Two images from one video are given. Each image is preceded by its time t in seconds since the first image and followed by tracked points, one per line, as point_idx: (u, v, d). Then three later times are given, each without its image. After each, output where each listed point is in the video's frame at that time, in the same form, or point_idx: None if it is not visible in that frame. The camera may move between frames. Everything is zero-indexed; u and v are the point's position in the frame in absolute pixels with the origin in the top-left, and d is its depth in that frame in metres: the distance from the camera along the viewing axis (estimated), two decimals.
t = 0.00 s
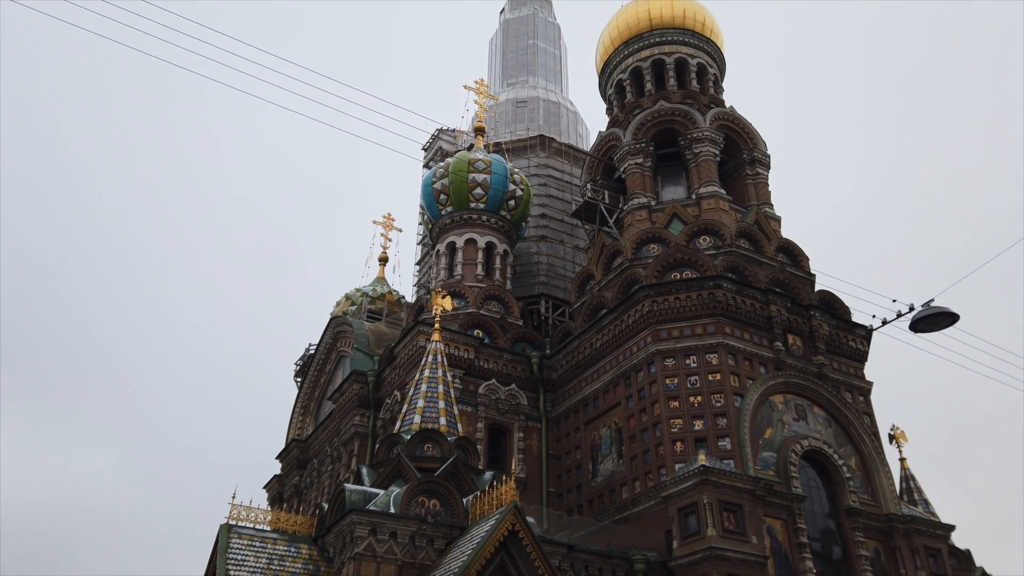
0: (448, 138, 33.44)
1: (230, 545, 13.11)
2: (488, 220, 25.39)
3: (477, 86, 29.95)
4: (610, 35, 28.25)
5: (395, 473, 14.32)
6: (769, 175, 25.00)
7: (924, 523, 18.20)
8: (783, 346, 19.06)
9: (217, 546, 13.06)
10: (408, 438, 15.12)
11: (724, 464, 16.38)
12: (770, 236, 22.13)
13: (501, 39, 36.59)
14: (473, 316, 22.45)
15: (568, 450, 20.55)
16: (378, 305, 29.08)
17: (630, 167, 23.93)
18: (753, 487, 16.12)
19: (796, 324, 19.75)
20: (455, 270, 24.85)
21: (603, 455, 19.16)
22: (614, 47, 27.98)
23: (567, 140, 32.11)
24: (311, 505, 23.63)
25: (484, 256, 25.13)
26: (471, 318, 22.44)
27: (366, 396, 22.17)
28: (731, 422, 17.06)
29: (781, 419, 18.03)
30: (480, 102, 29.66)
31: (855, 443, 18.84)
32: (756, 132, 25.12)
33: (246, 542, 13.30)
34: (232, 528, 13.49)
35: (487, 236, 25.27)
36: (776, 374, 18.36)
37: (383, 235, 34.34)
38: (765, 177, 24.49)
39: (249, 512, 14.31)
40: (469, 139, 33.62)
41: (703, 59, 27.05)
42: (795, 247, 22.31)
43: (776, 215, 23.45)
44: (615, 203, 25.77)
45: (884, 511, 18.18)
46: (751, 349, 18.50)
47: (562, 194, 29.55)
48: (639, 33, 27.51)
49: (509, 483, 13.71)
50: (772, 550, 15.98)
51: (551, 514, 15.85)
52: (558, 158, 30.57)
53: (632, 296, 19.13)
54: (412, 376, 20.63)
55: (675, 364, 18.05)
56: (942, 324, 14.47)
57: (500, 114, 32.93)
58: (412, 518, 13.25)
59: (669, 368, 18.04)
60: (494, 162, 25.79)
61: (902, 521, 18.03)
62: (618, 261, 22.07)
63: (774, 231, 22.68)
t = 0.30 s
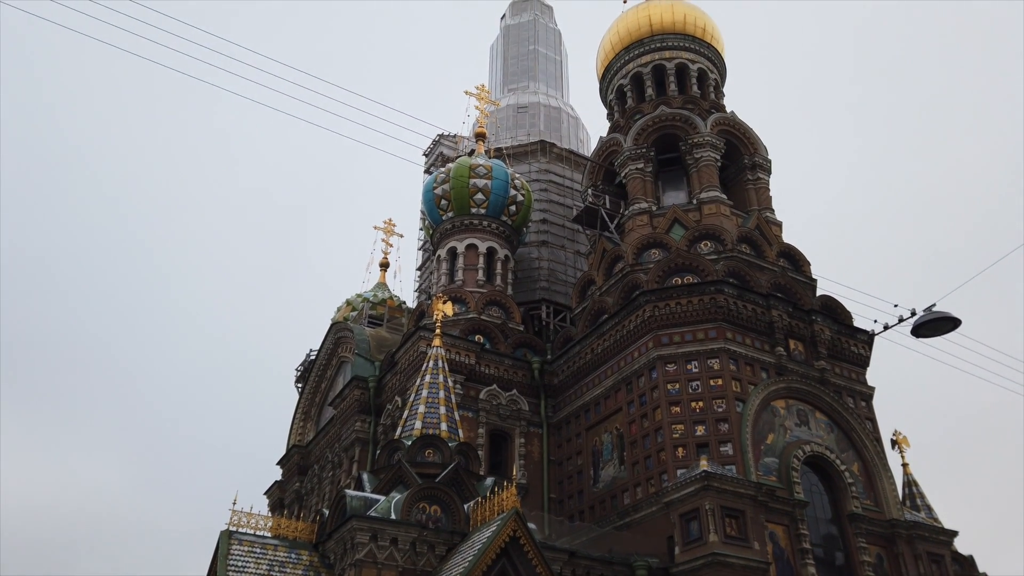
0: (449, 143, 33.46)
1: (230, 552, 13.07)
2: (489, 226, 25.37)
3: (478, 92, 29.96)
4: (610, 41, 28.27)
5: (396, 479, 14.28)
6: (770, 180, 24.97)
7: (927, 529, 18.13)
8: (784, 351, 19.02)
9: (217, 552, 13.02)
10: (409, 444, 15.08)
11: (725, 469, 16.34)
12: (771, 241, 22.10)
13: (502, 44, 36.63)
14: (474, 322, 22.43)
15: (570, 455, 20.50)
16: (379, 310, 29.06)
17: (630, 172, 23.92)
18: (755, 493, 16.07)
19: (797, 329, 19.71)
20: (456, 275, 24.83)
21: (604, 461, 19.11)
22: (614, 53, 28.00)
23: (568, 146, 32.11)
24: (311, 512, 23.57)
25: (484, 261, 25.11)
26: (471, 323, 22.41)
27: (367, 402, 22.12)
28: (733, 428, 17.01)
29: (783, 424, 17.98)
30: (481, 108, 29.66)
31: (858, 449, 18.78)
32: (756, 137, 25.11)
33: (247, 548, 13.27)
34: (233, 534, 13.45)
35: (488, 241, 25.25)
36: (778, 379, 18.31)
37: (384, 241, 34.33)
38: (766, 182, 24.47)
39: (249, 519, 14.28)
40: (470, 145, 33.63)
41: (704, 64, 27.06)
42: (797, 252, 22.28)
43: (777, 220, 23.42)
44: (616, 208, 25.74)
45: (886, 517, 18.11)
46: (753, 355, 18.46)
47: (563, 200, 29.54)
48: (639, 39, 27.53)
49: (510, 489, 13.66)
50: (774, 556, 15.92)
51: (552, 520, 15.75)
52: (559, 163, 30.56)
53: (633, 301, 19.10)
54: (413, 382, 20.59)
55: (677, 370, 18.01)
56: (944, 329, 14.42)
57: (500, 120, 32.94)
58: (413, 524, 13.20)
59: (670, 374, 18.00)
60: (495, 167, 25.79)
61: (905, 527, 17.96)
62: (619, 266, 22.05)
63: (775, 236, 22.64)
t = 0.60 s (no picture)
0: (448, 147, 33.46)
1: (227, 557, 13.03)
2: (488, 230, 25.35)
3: (477, 96, 29.98)
4: (609, 45, 28.30)
5: (394, 484, 14.24)
6: (768, 184, 24.98)
7: (926, 534, 18.11)
8: (783, 355, 19.00)
9: (214, 557, 12.98)
10: (407, 448, 15.05)
11: (724, 474, 16.31)
12: (770, 245, 22.09)
13: (501, 48, 36.64)
14: (473, 325, 22.41)
15: (568, 460, 20.46)
16: (377, 314, 29.02)
17: (629, 176, 23.91)
18: (754, 497, 16.04)
19: (796, 333, 19.69)
20: (454, 279, 24.81)
21: (603, 465, 19.08)
22: (613, 57, 27.99)
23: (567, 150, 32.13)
24: (309, 516, 23.52)
25: (483, 265, 25.09)
26: (470, 327, 22.40)
27: (365, 406, 22.08)
28: (731, 432, 16.98)
29: (782, 428, 17.95)
30: (480, 112, 29.67)
31: (857, 454, 18.75)
32: (755, 141, 25.12)
33: (244, 553, 13.23)
34: (230, 539, 13.41)
35: (487, 245, 25.24)
36: (777, 384, 18.28)
37: (382, 244, 34.32)
38: (764, 186, 24.48)
39: (247, 523, 14.24)
40: (469, 149, 33.63)
41: (703, 68, 27.07)
42: (795, 256, 22.28)
43: (776, 224, 23.42)
44: (614, 212, 25.74)
45: (885, 521, 18.08)
46: (751, 359, 18.44)
47: (561, 204, 29.52)
48: (638, 43, 27.54)
49: (509, 493, 13.63)
50: (773, 561, 15.88)
51: (550, 525, 15.77)
52: (557, 167, 30.55)
53: (631, 305, 19.08)
54: (411, 386, 20.55)
55: (675, 374, 17.98)
56: (943, 333, 14.40)
57: (499, 124, 32.95)
58: (411, 529, 13.16)
59: (669, 378, 17.97)
60: (494, 171, 25.78)
61: (903, 532, 17.93)
62: (618, 270, 22.03)
63: (774, 240, 22.63)
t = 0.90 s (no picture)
0: (449, 151, 33.51)
1: (229, 561, 13.05)
2: (489, 234, 25.37)
3: (478, 100, 30.02)
4: (610, 50, 28.35)
5: (395, 488, 14.25)
6: (769, 188, 25.01)
7: (928, 537, 18.10)
8: (784, 358, 19.01)
9: (216, 561, 13.00)
10: (409, 452, 15.05)
11: (726, 477, 16.30)
12: (771, 249, 22.10)
13: (501, 53, 36.70)
14: (474, 329, 22.43)
15: (570, 464, 20.45)
16: (379, 318, 29.04)
17: (629, 179, 23.94)
18: (755, 501, 16.04)
19: (796, 336, 19.70)
20: (456, 283, 24.83)
21: (604, 469, 19.08)
22: (614, 62, 28.04)
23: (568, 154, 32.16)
24: (311, 520, 23.50)
25: (484, 269, 25.11)
26: (471, 330, 22.43)
27: (367, 410, 22.09)
28: (732, 436, 16.98)
29: (783, 432, 17.95)
30: (481, 116, 29.71)
31: (858, 457, 18.74)
32: (756, 145, 25.15)
33: (246, 557, 13.25)
34: (232, 543, 13.43)
35: (488, 249, 25.26)
36: (778, 387, 18.28)
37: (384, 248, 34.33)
38: (765, 190, 24.51)
39: (248, 527, 14.25)
40: (470, 153, 33.66)
41: (703, 72, 27.11)
42: (796, 259, 22.28)
43: (777, 228, 23.43)
44: (615, 216, 25.76)
45: (887, 525, 18.08)
46: (753, 362, 18.46)
47: (562, 207, 29.55)
48: (638, 47, 27.59)
49: (510, 497, 13.64)
50: (774, 565, 15.87)
51: (552, 528, 15.76)
52: (558, 171, 30.58)
53: (633, 309, 19.09)
54: (413, 390, 20.56)
55: (676, 378, 17.99)
56: (943, 336, 14.42)
57: (500, 128, 33.00)
58: (412, 533, 13.16)
59: (670, 382, 17.98)
60: (495, 175, 25.81)
61: (905, 535, 17.91)
62: (619, 274, 22.03)
63: (774, 243, 22.64)
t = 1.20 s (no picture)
0: (450, 156, 33.56)
1: (231, 565, 13.20)
2: (490, 238, 25.38)
3: (479, 104, 30.06)
4: (610, 54, 28.38)
5: (397, 492, 14.24)
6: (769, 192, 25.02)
7: (930, 541, 18.08)
8: (785, 362, 19.00)
9: (218, 565, 13.15)
10: (411, 456, 15.02)
11: (727, 481, 16.29)
12: (771, 253, 22.10)
13: (502, 58, 36.76)
14: (475, 333, 22.45)
15: (571, 468, 20.43)
16: (380, 322, 29.06)
17: (630, 183, 23.95)
18: (757, 505, 16.02)
19: (798, 340, 19.70)
20: (457, 287, 24.83)
21: (606, 473, 19.06)
22: (614, 66, 28.09)
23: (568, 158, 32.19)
24: (312, 524, 23.48)
25: (485, 273, 25.13)
26: (472, 334, 22.45)
27: (368, 414, 22.09)
28: (734, 440, 16.97)
29: (785, 436, 17.93)
30: (482, 121, 29.75)
31: (860, 461, 18.72)
32: (756, 149, 25.17)
33: (247, 562, 13.43)
34: (234, 547, 13.56)
35: (489, 253, 25.28)
36: (779, 391, 18.26)
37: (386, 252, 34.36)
38: (766, 194, 24.51)
39: (250, 532, 14.26)
40: (471, 157, 33.70)
41: (703, 77, 27.14)
42: (796, 263, 22.27)
43: (778, 231, 23.43)
44: (616, 220, 25.77)
45: (888, 529, 18.06)
46: (754, 366, 18.45)
47: (563, 211, 29.56)
48: (639, 52, 27.62)
49: (511, 501, 13.63)
50: (776, 570, 15.84)
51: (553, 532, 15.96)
52: (559, 175, 30.61)
53: (634, 312, 19.09)
54: (415, 394, 20.55)
55: (678, 382, 17.97)
56: (944, 339, 14.40)
57: (501, 132, 33.03)
58: (414, 537, 13.14)
59: (671, 385, 17.97)
60: (496, 179, 25.82)
61: (908, 539, 17.89)
62: (620, 278, 22.03)
63: (775, 247, 22.63)
